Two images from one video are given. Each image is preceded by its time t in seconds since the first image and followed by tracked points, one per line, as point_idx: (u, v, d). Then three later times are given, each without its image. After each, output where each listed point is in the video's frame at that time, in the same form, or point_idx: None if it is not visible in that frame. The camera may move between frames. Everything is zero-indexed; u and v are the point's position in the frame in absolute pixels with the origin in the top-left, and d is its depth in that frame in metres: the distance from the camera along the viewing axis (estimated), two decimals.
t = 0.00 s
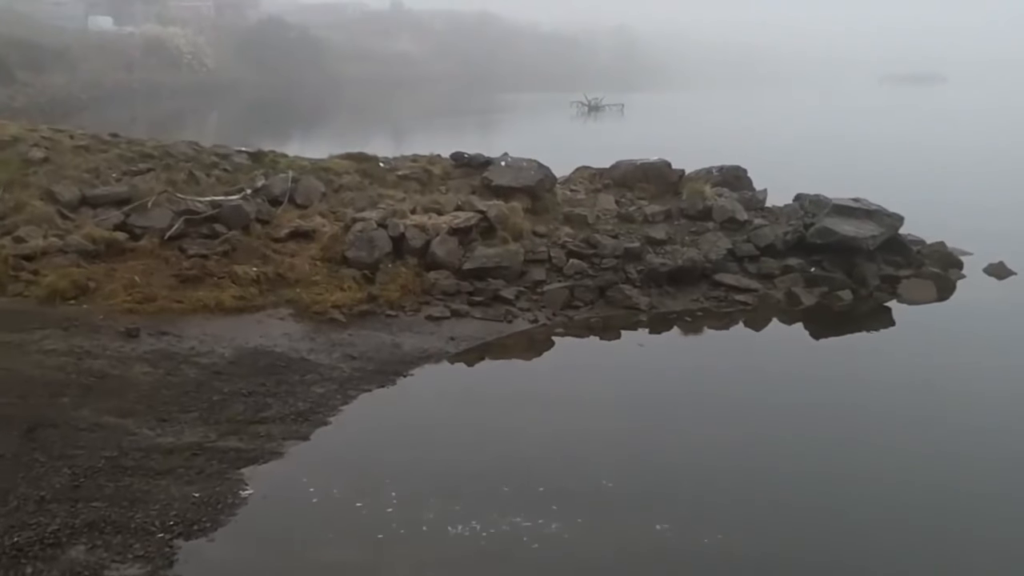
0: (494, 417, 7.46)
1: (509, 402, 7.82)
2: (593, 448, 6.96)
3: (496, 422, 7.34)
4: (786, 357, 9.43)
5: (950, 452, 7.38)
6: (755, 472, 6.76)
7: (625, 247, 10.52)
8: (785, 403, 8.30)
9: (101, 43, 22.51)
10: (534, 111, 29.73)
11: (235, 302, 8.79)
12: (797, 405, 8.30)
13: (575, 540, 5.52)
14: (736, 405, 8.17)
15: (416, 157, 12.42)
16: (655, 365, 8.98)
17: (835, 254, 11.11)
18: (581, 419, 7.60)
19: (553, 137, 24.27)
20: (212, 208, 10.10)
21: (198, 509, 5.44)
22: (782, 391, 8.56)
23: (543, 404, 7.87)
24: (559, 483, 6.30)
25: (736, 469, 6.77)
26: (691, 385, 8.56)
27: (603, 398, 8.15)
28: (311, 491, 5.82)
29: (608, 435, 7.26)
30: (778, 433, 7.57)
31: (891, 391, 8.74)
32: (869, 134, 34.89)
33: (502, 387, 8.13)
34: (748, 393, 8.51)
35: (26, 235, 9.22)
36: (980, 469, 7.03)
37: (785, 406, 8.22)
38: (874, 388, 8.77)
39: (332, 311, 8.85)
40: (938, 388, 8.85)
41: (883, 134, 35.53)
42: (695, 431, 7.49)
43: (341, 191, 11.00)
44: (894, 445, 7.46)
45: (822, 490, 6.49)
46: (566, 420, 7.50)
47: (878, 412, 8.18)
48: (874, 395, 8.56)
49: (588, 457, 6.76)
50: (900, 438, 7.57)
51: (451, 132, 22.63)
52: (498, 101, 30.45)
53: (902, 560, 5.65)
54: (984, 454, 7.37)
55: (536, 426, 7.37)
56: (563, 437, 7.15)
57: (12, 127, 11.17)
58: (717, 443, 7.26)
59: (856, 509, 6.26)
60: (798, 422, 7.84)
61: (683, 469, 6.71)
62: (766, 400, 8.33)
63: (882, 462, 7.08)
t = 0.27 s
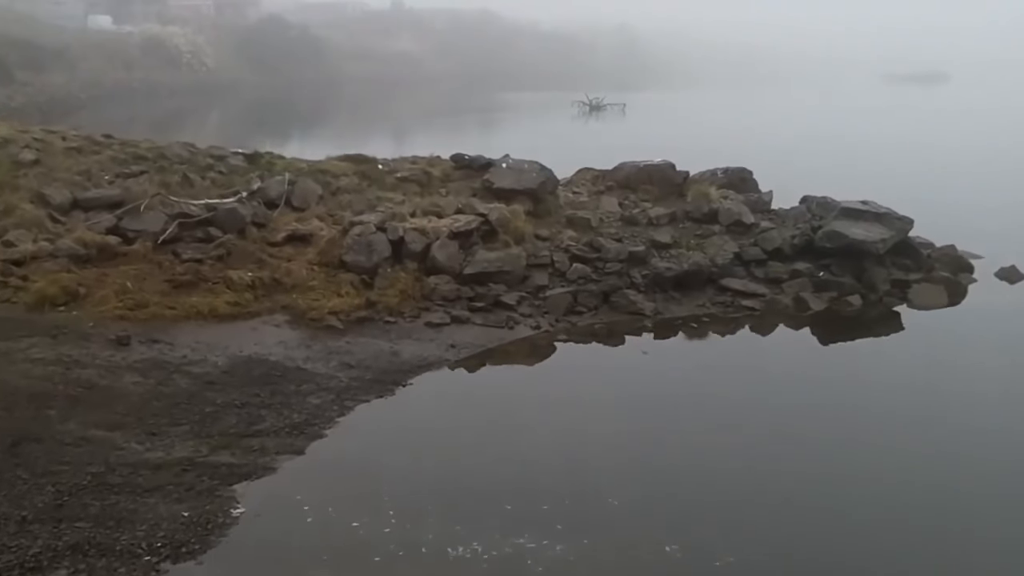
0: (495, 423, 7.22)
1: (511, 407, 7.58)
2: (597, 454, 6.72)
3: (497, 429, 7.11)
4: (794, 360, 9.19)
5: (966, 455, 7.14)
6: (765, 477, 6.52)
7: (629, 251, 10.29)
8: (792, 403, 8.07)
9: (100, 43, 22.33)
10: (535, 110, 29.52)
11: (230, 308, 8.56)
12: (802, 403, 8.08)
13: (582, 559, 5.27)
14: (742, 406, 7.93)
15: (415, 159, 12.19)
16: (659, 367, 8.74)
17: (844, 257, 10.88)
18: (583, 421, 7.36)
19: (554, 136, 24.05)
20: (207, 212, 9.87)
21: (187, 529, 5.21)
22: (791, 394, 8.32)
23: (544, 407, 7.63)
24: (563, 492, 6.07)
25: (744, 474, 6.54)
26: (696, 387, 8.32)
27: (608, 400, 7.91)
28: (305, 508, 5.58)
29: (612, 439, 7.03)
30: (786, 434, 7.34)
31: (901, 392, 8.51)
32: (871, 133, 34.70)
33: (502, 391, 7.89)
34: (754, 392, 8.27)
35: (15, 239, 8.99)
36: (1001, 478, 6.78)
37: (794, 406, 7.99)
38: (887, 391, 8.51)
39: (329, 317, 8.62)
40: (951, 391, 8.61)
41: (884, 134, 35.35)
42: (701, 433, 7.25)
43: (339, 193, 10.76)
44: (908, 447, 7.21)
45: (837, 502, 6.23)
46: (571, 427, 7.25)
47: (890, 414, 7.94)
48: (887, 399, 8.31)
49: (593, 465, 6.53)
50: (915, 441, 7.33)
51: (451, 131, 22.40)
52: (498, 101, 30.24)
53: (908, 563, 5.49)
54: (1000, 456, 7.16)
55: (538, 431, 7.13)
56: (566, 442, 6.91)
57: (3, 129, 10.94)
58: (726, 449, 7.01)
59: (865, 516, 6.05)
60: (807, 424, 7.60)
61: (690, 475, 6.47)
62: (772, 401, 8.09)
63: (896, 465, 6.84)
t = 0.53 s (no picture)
0: (496, 434, 7.00)
1: (512, 417, 7.36)
2: (602, 467, 6.51)
3: (499, 441, 6.89)
4: (802, 367, 8.96)
5: (983, 467, 6.91)
6: (777, 491, 6.29)
7: (633, 256, 10.06)
8: (801, 413, 7.85)
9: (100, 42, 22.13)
10: (536, 109, 29.28)
11: (224, 315, 8.33)
12: (810, 413, 7.87)
13: None
14: (749, 416, 7.71)
15: (415, 160, 11.96)
16: (664, 377, 8.52)
17: (853, 262, 10.64)
18: (587, 432, 7.14)
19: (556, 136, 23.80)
20: (201, 215, 9.64)
21: (175, 552, 4.98)
22: (800, 403, 8.09)
23: (547, 418, 7.41)
24: (567, 509, 5.85)
25: (755, 488, 6.31)
26: (703, 397, 8.10)
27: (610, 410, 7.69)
28: (298, 530, 5.35)
29: (617, 451, 6.80)
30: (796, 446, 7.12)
31: (913, 400, 8.28)
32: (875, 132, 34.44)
33: (503, 401, 7.67)
34: (761, 402, 8.06)
35: (4, 244, 8.76)
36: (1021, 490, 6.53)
37: (803, 417, 7.77)
38: (900, 400, 8.27)
39: (326, 324, 8.39)
40: (964, 399, 8.39)
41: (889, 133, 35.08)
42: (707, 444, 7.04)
43: (337, 196, 10.54)
44: (921, 459, 6.99)
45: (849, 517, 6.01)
46: (575, 438, 7.01)
47: (902, 423, 7.72)
48: (901, 407, 8.05)
49: (597, 480, 6.31)
50: (930, 453, 7.10)
51: (452, 131, 22.16)
52: (500, 100, 29.98)
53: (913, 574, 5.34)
54: (1015, 467, 6.93)
55: (539, 442, 6.91)
56: (569, 455, 6.69)
57: None
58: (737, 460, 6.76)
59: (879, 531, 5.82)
60: (817, 435, 7.38)
61: (697, 489, 6.25)
62: (781, 411, 7.87)
63: (911, 479, 6.62)
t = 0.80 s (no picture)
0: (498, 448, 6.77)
1: (514, 432, 7.14)
2: (607, 485, 6.29)
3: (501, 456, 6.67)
4: (811, 377, 8.74)
5: (1000, 483, 6.70)
6: (790, 513, 6.08)
7: (638, 261, 9.84)
8: (812, 425, 7.64)
9: (99, 41, 21.90)
10: (537, 109, 29.05)
11: (218, 323, 8.10)
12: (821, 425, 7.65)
13: None
14: (759, 428, 7.48)
15: (414, 163, 11.74)
16: (670, 386, 8.29)
17: (862, 267, 10.40)
18: (592, 446, 6.92)
19: (557, 135, 23.57)
20: (196, 219, 9.42)
21: None
22: (810, 415, 7.87)
23: (550, 432, 7.19)
24: (572, 534, 5.62)
25: (760, 498, 6.25)
26: (711, 408, 7.88)
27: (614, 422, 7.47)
28: (291, 552, 5.12)
29: (623, 468, 6.59)
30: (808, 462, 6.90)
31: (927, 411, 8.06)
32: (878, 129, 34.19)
33: (505, 413, 7.44)
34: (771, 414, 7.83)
35: None
36: None
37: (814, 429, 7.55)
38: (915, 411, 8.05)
39: (322, 332, 8.16)
40: (980, 408, 8.16)
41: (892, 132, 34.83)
42: (716, 460, 6.82)
43: (335, 200, 10.31)
44: (936, 473, 6.82)
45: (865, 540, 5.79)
46: (580, 453, 6.79)
47: (916, 435, 7.49)
48: (915, 420, 7.83)
49: (603, 500, 6.09)
50: (947, 469, 6.89)
51: (453, 131, 21.94)
52: (500, 100, 29.76)
53: None
54: None
55: (542, 457, 6.69)
56: (574, 472, 6.47)
57: None
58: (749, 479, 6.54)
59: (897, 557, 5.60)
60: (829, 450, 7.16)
61: (708, 510, 6.03)
62: (791, 424, 7.65)
63: (928, 499, 6.40)
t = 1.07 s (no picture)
0: (498, 462, 6.53)
1: (514, 442, 6.90)
2: (614, 499, 6.04)
3: (501, 470, 6.43)
4: (821, 385, 8.51)
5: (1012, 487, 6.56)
6: (802, 526, 5.84)
7: (642, 267, 9.61)
8: (821, 434, 7.40)
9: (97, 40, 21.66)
10: (538, 110, 28.81)
11: (211, 332, 7.87)
12: (830, 434, 7.41)
13: None
14: (767, 439, 7.25)
15: (413, 165, 11.51)
16: (676, 395, 8.06)
17: (872, 273, 10.16)
18: (594, 459, 6.68)
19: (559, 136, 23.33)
20: (189, 225, 9.19)
21: None
22: (819, 424, 7.63)
23: (550, 443, 6.95)
24: (574, 549, 5.38)
25: (774, 511, 6.01)
26: (718, 417, 7.64)
27: (616, 433, 7.23)
28: None
29: (629, 479, 6.35)
30: (820, 473, 6.64)
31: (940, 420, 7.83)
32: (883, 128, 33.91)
33: (506, 424, 7.20)
34: (779, 423, 7.58)
35: None
36: None
37: (825, 439, 7.30)
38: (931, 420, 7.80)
39: (318, 342, 7.93)
40: (994, 416, 7.93)
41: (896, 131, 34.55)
42: (721, 472, 6.56)
43: (332, 204, 10.07)
44: (949, 479, 6.64)
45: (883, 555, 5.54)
46: (585, 466, 6.54)
47: (932, 444, 7.26)
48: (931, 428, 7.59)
49: (609, 513, 5.84)
50: (967, 477, 6.65)
51: (453, 132, 21.70)
52: (501, 100, 29.52)
53: None
54: None
55: (543, 470, 6.46)
56: (577, 487, 6.22)
57: None
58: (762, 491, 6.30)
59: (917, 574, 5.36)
60: (839, 459, 6.93)
61: (717, 525, 5.79)
62: (799, 433, 7.41)
63: (947, 511, 6.15)
